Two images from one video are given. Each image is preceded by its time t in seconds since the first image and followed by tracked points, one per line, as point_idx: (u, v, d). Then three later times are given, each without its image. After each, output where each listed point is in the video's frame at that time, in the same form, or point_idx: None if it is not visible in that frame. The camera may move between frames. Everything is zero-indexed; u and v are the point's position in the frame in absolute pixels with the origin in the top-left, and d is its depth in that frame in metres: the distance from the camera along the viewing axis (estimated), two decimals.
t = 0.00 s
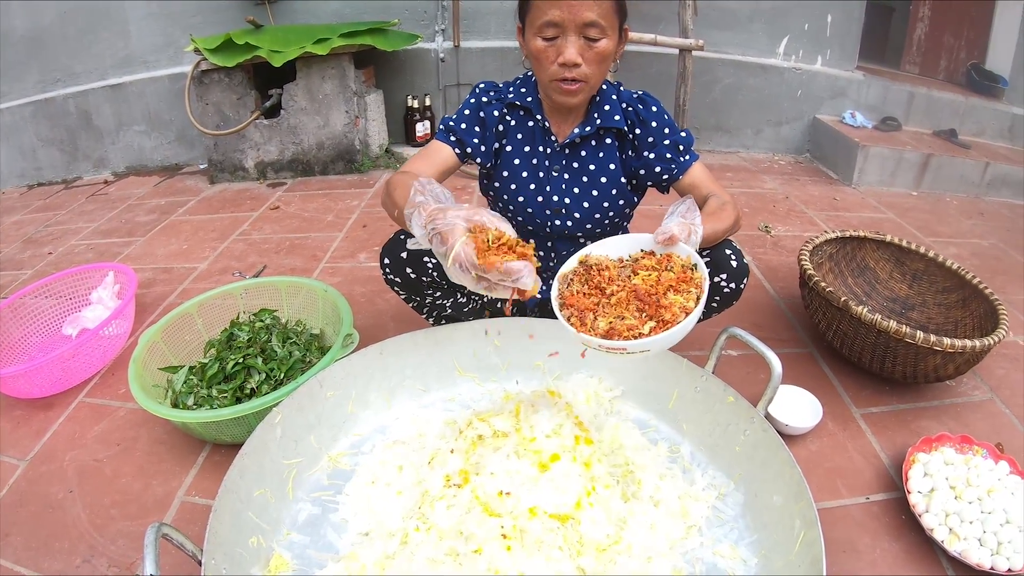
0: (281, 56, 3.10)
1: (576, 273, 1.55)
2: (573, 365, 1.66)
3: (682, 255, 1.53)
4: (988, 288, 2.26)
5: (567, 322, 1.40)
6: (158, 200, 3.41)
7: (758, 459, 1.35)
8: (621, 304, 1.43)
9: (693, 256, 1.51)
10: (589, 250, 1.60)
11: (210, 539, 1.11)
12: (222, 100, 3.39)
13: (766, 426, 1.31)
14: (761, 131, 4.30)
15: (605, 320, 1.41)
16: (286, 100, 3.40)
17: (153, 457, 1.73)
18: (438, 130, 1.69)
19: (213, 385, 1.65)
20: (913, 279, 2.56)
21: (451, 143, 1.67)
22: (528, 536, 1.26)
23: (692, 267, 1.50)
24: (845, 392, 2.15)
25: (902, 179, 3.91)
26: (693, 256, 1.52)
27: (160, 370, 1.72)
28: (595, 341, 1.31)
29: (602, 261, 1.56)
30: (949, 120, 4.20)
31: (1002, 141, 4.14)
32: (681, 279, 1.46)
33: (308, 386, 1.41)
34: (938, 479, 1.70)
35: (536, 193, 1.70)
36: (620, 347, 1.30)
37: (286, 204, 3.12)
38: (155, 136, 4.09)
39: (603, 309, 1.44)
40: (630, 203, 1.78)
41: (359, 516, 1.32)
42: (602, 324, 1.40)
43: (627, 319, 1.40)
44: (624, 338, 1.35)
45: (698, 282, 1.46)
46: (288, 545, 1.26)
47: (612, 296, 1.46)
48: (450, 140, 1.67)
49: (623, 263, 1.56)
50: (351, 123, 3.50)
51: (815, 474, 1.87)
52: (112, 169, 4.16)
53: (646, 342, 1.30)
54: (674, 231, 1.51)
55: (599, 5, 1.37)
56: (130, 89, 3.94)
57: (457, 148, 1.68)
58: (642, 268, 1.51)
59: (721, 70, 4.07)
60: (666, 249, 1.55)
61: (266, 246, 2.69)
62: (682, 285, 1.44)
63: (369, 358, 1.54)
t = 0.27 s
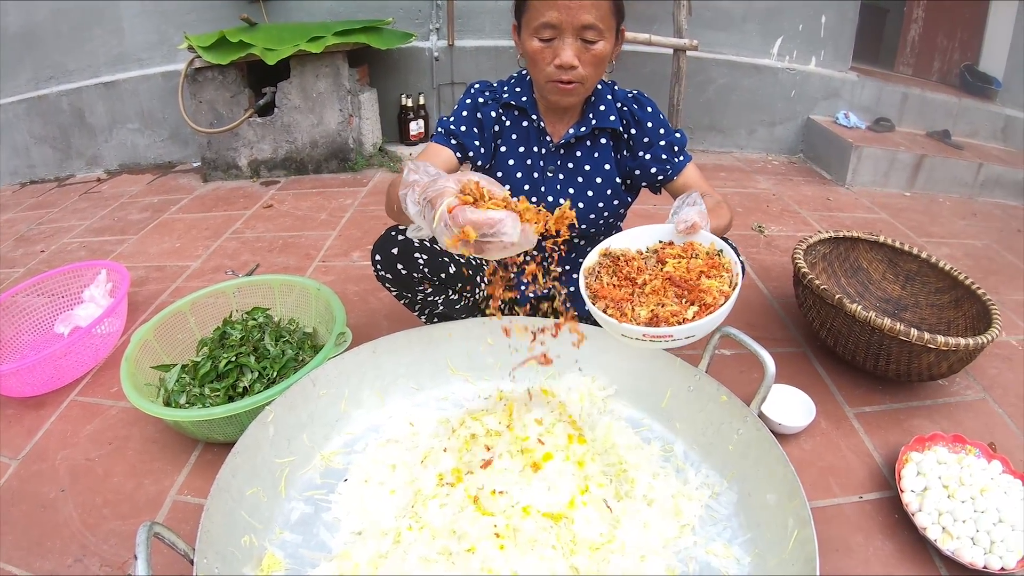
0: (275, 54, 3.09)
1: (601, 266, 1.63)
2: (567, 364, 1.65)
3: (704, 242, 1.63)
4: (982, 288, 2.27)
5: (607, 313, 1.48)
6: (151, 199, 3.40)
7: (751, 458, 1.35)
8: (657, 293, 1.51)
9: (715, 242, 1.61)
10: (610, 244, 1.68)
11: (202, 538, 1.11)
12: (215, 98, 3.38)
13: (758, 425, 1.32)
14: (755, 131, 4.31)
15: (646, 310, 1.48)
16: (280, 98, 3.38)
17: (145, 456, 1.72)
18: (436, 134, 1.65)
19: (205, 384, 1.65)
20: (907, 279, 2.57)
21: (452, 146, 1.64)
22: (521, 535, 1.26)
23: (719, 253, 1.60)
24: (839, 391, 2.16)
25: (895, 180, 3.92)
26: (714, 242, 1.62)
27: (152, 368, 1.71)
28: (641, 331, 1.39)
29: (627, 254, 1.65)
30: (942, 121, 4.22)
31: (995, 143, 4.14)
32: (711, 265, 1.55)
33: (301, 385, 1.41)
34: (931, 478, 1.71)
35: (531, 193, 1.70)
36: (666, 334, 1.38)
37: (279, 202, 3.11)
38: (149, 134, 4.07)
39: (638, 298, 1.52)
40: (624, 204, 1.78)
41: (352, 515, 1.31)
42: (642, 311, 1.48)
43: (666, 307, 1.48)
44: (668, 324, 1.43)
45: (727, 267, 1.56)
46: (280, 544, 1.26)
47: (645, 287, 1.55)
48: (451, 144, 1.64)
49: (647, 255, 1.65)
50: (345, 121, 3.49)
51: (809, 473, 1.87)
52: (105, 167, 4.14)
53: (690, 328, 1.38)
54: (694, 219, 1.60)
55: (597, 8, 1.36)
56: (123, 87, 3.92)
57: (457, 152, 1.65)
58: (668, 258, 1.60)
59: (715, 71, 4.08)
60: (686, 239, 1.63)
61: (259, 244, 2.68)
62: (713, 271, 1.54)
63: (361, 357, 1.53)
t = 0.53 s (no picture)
0: (269, 52, 3.08)
1: (614, 262, 1.69)
2: (560, 364, 1.65)
3: (714, 238, 1.71)
4: (975, 290, 2.28)
5: (625, 307, 1.51)
6: (144, 197, 3.38)
7: (743, 458, 1.36)
8: (673, 286, 1.57)
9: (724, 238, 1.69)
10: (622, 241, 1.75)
11: (194, 538, 1.10)
12: (209, 96, 3.37)
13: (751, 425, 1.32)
14: (749, 131, 4.33)
15: (665, 304, 1.52)
16: (274, 97, 3.37)
17: (137, 456, 1.71)
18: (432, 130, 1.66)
19: (198, 383, 1.64)
20: (899, 280, 2.59)
21: (447, 142, 1.64)
22: (513, 535, 1.26)
23: (730, 249, 1.67)
24: (831, 392, 2.17)
25: (889, 181, 3.94)
26: (723, 238, 1.70)
27: (144, 367, 1.71)
28: (660, 323, 1.41)
29: (640, 249, 1.72)
30: (936, 122, 4.24)
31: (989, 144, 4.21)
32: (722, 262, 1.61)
33: (293, 384, 1.41)
34: (923, 479, 1.71)
35: (532, 194, 1.69)
36: (685, 326, 1.41)
37: (273, 201, 3.10)
38: (143, 131, 4.06)
39: (653, 293, 1.56)
40: (624, 206, 1.79)
41: (344, 515, 1.31)
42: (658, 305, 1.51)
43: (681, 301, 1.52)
44: (686, 317, 1.46)
45: (738, 262, 1.62)
46: (272, 543, 1.26)
47: (659, 281, 1.60)
48: (446, 141, 1.64)
49: (659, 251, 1.72)
50: (339, 120, 3.49)
51: (801, 473, 1.88)
52: (99, 165, 4.12)
53: (708, 321, 1.40)
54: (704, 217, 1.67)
55: (607, 13, 1.35)
56: (117, 84, 3.90)
57: (452, 148, 1.64)
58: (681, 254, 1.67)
59: (710, 71, 4.09)
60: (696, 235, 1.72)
61: (253, 243, 2.67)
62: (726, 266, 1.60)
63: (354, 357, 1.53)
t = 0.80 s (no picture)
0: (266, 50, 3.07)
1: (617, 267, 1.69)
2: (557, 363, 1.65)
3: (716, 247, 1.71)
4: (971, 291, 2.29)
5: (624, 314, 1.52)
6: (140, 195, 3.37)
7: (739, 459, 1.36)
8: (674, 295, 1.58)
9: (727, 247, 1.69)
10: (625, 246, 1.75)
11: (189, 538, 1.10)
12: (206, 95, 3.36)
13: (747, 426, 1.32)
14: (746, 132, 4.33)
15: (665, 313, 1.53)
16: (271, 96, 3.37)
17: (133, 455, 1.70)
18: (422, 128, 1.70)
19: (194, 382, 1.64)
20: (895, 281, 2.59)
21: (432, 145, 1.68)
22: (509, 536, 1.26)
23: (732, 259, 1.67)
24: (828, 393, 2.17)
25: (885, 182, 3.95)
26: (726, 247, 1.69)
27: (140, 367, 1.70)
28: (660, 333, 1.41)
29: (642, 256, 1.73)
30: (932, 123, 4.26)
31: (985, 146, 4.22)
32: (724, 273, 1.61)
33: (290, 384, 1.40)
34: (918, 480, 1.72)
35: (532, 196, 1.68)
36: (684, 337, 1.41)
37: (269, 200, 3.09)
38: (139, 129, 4.05)
39: (653, 302, 1.56)
40: (624, 209, 1.79)
41: (340, 515, 1.31)
42: (658, 314, 1.52)
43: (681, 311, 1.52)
44: (685, 327, 1.46)
45: (740, 272, 1.62)
46: (268, 543, 1.25)
47: (661, 289, 1.61)
48: (434, 142, 1.68)
49: (661, 258, 1.72)
50: (336, 119, 3.48)
51: (797, 474, 1.88)
52: (94, 163, 4.10)
53: (708, 332, 1.40)
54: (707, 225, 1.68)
55: (614, 18, 1.34)
56: (113, 82, 3.89)
57: (436, 150, 1.69)
58: (682, 263, 1.67)
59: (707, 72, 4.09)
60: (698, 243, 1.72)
61: (249, 242, 2.66)
62: (727, 277, 1.60)
63: (350, 357, 1.53)
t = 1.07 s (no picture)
0: (267, 50, 3.07)
1: (615, 275, 1.62)
2: (557, 364, 1.65)
3: (717, 257, 1.64)
4: (971, 294, 2.29)
5: (622, 322, 1.45)
6: (140, 194, 3.37)
7: (740, 461, 1.36)
8: (674, 303, 1.51)
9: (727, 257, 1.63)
10: (624, 254, 1.68)
11: (191, 540, 1.10)
12: (207, 94, 3.36)
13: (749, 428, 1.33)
14: (746, 134, 4.33)
15: (664, 322, 1.46)
16: (271, 95, 3.37)
17: (133, 455, 1.70)
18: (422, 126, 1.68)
19: (194, 382, 1.63)
20: (896, 283, 2.59)
21: (433, 144, 1.67)
22: (511, 537, 1.26)
23: (733, 269, 1.61)
24: (828, 395, 2.17)
25: (885, 184, 3.95)
26: (728, 256, 1.63)
27: (140, 366, 1.70)
28: (659, 341, 1.35)
29: (640, 264, 1.65)
30: (932, 125, 4.27)
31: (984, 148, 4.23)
32: (725, 282, 1.55)
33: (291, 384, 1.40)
34: (919, 482, 1.72)
35: (522, 196, 1.68)
36: (685, 346, 1.34)
37: (269, 199, 3.09)
38: (139, 128, 4.04)
39: (652, 310, 1.50)
40: (616, 215, 1.77)
41: (341, 515, 1.31)
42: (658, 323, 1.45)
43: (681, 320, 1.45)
44: (685, 336, 1.41)
45: (742, 281, 1.56)
46: (269, 544, 1.25)
47: (661, 298, 1.54)
48: (434, 142, 1.67)
49: (661, 267, 1.65)
50: (337, 118, 3.47)
51: (798, 476, 1.88)
52: (94, 161, 4.10)
53: (709, 341, 1.34)
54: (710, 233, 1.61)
55: (618, 26, 1.34)
56: (114, 80, 3.88)
57: (438, 150, 1.67)
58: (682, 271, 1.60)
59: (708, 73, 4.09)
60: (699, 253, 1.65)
61: (249, 241, 2.66)
62: (728, 287, 1.54)
63: (351, 357, 1.52)
